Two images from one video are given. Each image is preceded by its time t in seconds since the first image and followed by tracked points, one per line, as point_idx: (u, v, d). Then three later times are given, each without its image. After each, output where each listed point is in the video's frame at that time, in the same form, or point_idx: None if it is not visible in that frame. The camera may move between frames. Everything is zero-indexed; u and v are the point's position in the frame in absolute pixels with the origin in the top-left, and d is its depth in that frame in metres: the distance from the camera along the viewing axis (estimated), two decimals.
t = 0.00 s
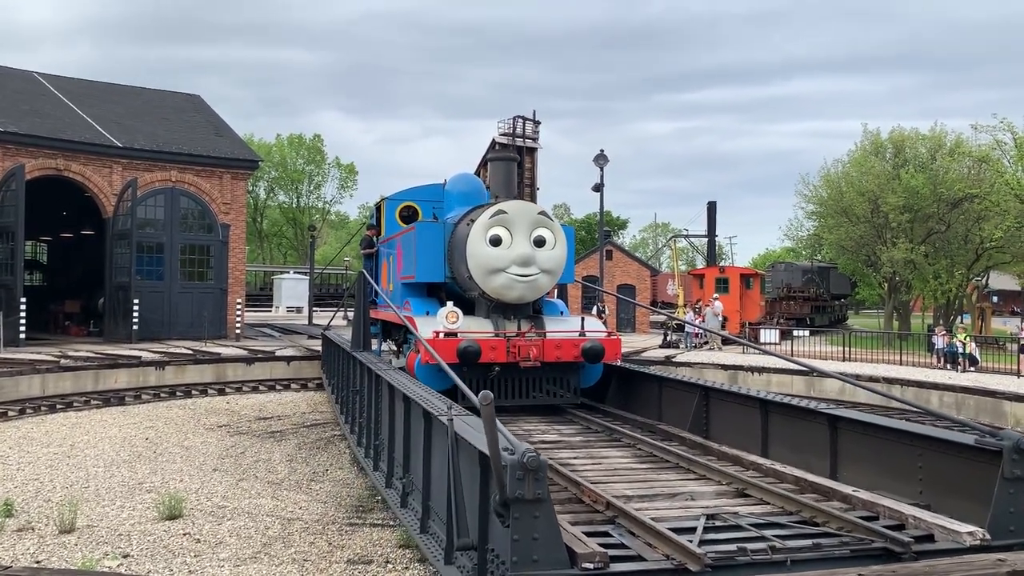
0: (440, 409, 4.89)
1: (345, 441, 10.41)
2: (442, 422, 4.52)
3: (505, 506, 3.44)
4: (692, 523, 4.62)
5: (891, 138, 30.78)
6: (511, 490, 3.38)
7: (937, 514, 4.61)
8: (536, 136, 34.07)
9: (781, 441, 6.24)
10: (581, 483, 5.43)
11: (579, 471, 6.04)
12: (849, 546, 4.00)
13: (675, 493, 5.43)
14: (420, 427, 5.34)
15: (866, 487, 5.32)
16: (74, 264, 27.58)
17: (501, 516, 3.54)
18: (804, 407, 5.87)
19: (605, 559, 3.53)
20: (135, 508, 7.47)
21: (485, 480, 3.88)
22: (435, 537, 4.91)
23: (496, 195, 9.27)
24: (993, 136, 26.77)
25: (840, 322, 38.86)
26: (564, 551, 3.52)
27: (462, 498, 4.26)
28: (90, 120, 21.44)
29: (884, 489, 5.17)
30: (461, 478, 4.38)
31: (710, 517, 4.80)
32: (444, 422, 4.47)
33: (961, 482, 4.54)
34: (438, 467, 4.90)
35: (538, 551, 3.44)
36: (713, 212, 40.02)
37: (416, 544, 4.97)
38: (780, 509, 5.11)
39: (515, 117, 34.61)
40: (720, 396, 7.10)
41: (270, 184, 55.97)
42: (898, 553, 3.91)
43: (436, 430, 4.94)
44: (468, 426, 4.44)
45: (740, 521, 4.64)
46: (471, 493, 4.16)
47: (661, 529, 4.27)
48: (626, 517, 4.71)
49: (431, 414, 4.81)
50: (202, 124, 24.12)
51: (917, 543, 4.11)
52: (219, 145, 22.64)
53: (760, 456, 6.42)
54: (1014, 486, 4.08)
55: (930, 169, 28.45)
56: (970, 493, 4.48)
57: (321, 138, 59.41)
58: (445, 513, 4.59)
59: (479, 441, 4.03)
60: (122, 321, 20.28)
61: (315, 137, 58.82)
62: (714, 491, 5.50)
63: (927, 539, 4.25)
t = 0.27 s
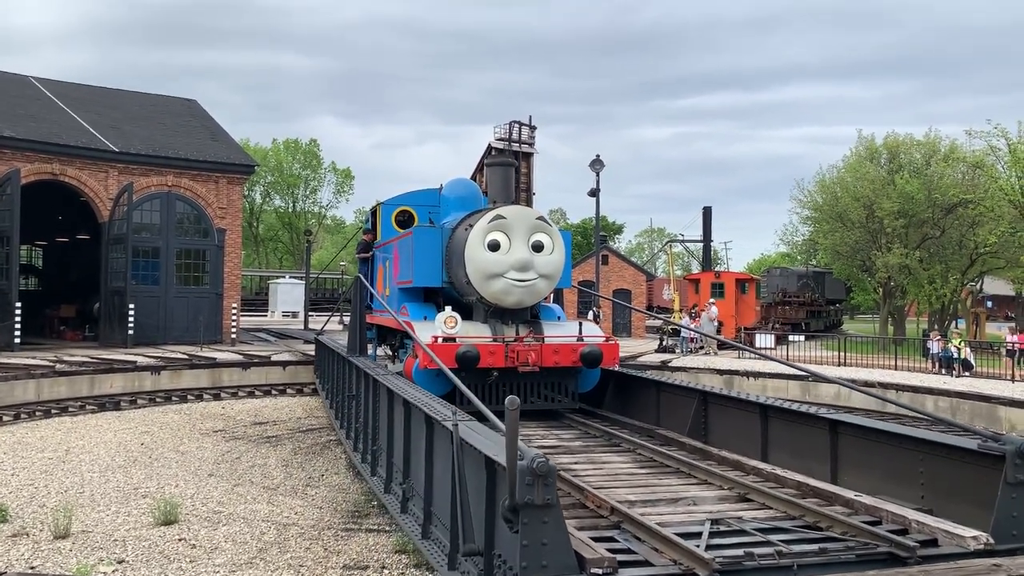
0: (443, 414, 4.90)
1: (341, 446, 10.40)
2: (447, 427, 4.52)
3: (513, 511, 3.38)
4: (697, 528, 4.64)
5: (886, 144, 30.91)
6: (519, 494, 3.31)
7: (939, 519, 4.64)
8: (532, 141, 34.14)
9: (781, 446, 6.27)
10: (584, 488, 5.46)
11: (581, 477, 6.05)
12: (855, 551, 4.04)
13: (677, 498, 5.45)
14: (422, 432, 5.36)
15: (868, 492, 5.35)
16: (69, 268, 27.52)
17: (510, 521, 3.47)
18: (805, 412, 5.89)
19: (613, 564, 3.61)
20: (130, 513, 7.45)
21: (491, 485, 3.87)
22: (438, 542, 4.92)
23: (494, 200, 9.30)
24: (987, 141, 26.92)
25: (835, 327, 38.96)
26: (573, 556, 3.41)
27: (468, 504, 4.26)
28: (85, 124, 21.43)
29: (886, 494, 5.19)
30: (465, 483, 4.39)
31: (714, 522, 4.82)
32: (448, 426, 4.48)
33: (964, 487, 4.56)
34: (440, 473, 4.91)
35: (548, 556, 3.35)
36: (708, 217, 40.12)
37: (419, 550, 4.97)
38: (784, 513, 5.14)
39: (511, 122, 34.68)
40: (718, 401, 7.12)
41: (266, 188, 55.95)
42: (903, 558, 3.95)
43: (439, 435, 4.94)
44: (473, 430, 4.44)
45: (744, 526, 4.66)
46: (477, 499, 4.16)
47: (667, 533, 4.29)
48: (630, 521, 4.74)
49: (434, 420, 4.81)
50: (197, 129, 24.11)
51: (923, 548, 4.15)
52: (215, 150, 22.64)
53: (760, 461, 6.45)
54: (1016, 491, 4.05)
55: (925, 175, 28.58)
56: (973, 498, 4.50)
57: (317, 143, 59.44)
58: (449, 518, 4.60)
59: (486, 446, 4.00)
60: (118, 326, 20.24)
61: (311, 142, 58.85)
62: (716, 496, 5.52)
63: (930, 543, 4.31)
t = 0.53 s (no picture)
0: (446, 420, 4.89)
1: (336, 452, 10.36)
2: (451, 433, 4.51)
3: (523, 518, 3.38)
4: (705, 533, 4.61)
5: (879, 149, 31.05)
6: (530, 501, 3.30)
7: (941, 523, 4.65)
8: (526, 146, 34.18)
9: (781, 451, 6.27)
10: (588, 495, 5.45)
11: (583, 482, 6.04)
12: (863, 555, 4.02)
13: (681, 503, 5.45)
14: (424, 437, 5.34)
15: (869, 496, 5.35)
16: (62, 274, 27.42)
17: (518, 528, 3.47)
18: (805, 417, 5.89)
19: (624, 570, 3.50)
20: (124, 520, 7.41)
21: (499, 491, 3.87)
22: (440, 549, 4.90)
23: (490, 206, 9.30)
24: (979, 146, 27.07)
25: (829, 331, 39.05)
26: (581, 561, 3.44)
27: (473, 510, 4.25)
28: (78, 130, 21.37)
29: (888, 498, 5.19)
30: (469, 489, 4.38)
31: (719, 526, 4.80)
32: (453, 432, 4.47)
33: (967, 490, 4.57)
34: (443, 479, 4.89)
35: (558, 562, 3.36)
36: (702, 223, 40.20)
37: (421, 556, 4.95)
38: (787, 518, 5.14)
39: (505, 128, 34.72)
40: (717, 406, 7.12)
41: (260, 194, 55.89)
42: (910, 562, 3.98)
43: (441, 442, 4.93)
44: (477, 436, 4.44)
45: (749, 531, 4.65)
46: (482, 505, 4.16)
47: (675, 540, 4.30)
48: (637, 528, 4.74)
49: (437, 425, 4.80)
50: (191, 134, 24.07)
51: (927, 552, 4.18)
52: (209, 156, 22.60)
53: (760, 465, 6.45)
54: (1019, 495, 4.05)
55: (918, 180, 28.69)
56: (976, 502, 4.51)
57: (311, 149, 59.45)
58: (453, 525, 4.59)
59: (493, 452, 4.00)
60: (111, 332, 20.15)
61: (305, 148, 58.84)
62: (719, 501, 5.52)
63: (935, 547, 4.33)
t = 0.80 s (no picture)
0: (450, 423, 4.89)
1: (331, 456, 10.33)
2: (456, 436, 4.52)
3: (534, 521, 3.39)
4: (711, 535, 4.63)
5: (872, 152, 31.20)
6: (541, 504, 3.31)
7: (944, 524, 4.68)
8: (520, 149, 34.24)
9: (781, 453, 6.29)
10: (592, 497, 5.46)
11: (583, 485, 6.06)
12: (869, 556, 4.05)
13: (684, 505, 5.46)
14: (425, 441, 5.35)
15: (871, 497, 5.37)
16: (54, 278, 27.31)
17: (529, 531, 3.48)
18: (805, 419, 5.91)
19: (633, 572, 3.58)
20: (119, 525, 7.38)
21: (508, 494, 3.88)
22: (443, 552, 4.90)
23: (487, 208, 9.30)
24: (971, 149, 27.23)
25: (823, 334, 39.17)
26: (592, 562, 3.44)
27: (480, 514, 4.26)
28: (71, 134, 21.30)
29: (890, 499, 5.20)
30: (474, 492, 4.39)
31: (725, 528, 4.82)
32: (458, 435, 4.48)
33: (969, 491, 4.59)
34: (446, 482, 4.89)
35: (569, 565, 3.37)
36: (696, 225, 40.29)
37: (424, 560, 4.95)
38: (791, 519, 5.17)
39: (499, 131, 34.75)
40: (715, 408, 7.14)
41: (254, 198, 55.80)
42: (917, 563, 4.00)
43: (444, 445, 4.93)
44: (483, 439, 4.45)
45: (755, 532, 4.66)
46: (490, 508, 4.16)
47: (683, 542, 4.32)
48: (643, 530, 4.75)
49: (441, 428, 4.80)
50: (184, 138, 24.02)
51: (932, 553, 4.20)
52: (202, 159, 22.55)
53: (759, 467, 6.47)
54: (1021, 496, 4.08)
55: (910, 182, 28.82)
56: (979, 503, 4.53)
57: (305, 152, 59.42)
58: (457, 528, 4.59)
59: (502, 454, 4.01)
60: (104, 336, 20.08)
61: (299, 151, 58.78)
62: (722, 503, 5.54)
63: (940, 548, 4.36)
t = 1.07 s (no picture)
0: (454, 421, 4.90)
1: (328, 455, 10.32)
2: (463, 434, 4.53)
3: (545, 518, 3.40)
4: (717, 532, 4.65)
5: (868, 151, 31.25)
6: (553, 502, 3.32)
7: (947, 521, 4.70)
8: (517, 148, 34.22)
9: (782, 452, 6.30)
10: (596, 495, 5.47)
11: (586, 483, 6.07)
12: (876, 554, 4.07)
13: (687, 504, 5.47)
14: (428, 439, 5.35)
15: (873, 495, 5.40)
16: (49, 276, 27.22)
17: (539, 529, 3.49)
18: (806, 417, 5.94)
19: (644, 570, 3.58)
20: (116, 524, 7.36)
21: (516, 491, 3.89)
22: (447, 550, 4.90)
23: (486, 207, 9.30)
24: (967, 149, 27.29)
25: (818, 333, 39.24)
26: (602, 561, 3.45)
27: (486, 512, 4.27)
28: (67, 132, 21.22)
29: (893, 498, 5.22)
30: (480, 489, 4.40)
31: (731, 526, 4.83)
32: (464, 433, 4.48)
33: (972, 489, 4.62)
34: (451, 480, 4.90)
35: (580, 563, 3.38)
36: (692, 224, 40.31)
37: (427, 558, 4.94)
38: (796, 517, 5.18)
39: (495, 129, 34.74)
40: (715, 406, 7.16)
41: (250, 196, 55.69)
42: (923, 560, 4.01)
43: (447, 443, 4.94)
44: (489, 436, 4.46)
45: (761, 530, 4.68)
46: (496, 506, 4.17)
47: (691, 539, 4.34)
48: (649, 528, 4.77)
49: (445, 427, 4.81)
50: (180, 136, 23.96)
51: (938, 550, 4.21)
52: (199, 157, 22.49)
53: (760, 465, 6.49)
54: None
55: (906, 182, 28.88)
56: (982, 501, 4.56)
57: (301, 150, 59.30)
58: (463, 526, 4.59)
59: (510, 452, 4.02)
60: (100, 334, 20.02)
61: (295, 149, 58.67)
62: (725, 501, 5.55)
63: (945, 545, 4.38)
